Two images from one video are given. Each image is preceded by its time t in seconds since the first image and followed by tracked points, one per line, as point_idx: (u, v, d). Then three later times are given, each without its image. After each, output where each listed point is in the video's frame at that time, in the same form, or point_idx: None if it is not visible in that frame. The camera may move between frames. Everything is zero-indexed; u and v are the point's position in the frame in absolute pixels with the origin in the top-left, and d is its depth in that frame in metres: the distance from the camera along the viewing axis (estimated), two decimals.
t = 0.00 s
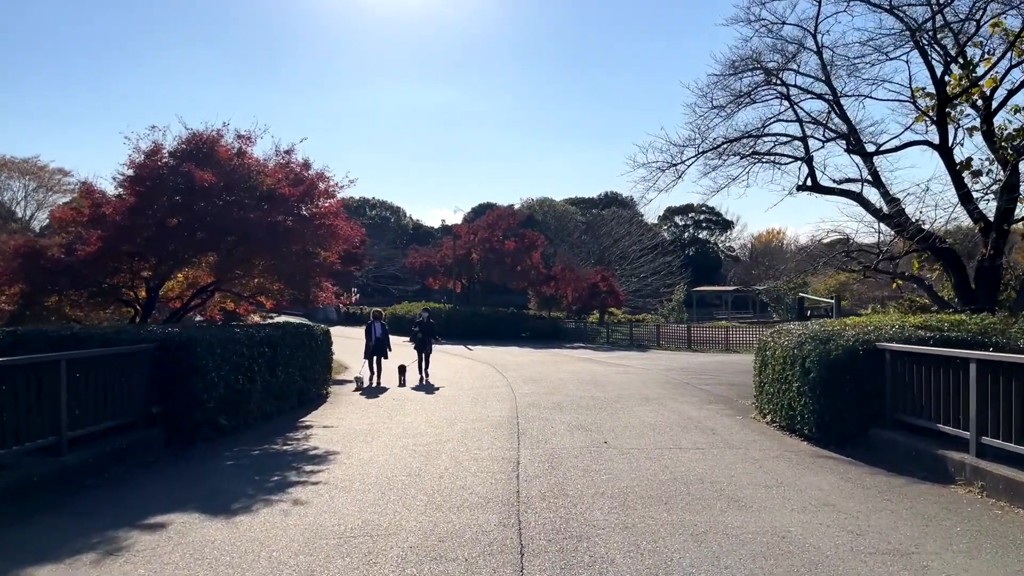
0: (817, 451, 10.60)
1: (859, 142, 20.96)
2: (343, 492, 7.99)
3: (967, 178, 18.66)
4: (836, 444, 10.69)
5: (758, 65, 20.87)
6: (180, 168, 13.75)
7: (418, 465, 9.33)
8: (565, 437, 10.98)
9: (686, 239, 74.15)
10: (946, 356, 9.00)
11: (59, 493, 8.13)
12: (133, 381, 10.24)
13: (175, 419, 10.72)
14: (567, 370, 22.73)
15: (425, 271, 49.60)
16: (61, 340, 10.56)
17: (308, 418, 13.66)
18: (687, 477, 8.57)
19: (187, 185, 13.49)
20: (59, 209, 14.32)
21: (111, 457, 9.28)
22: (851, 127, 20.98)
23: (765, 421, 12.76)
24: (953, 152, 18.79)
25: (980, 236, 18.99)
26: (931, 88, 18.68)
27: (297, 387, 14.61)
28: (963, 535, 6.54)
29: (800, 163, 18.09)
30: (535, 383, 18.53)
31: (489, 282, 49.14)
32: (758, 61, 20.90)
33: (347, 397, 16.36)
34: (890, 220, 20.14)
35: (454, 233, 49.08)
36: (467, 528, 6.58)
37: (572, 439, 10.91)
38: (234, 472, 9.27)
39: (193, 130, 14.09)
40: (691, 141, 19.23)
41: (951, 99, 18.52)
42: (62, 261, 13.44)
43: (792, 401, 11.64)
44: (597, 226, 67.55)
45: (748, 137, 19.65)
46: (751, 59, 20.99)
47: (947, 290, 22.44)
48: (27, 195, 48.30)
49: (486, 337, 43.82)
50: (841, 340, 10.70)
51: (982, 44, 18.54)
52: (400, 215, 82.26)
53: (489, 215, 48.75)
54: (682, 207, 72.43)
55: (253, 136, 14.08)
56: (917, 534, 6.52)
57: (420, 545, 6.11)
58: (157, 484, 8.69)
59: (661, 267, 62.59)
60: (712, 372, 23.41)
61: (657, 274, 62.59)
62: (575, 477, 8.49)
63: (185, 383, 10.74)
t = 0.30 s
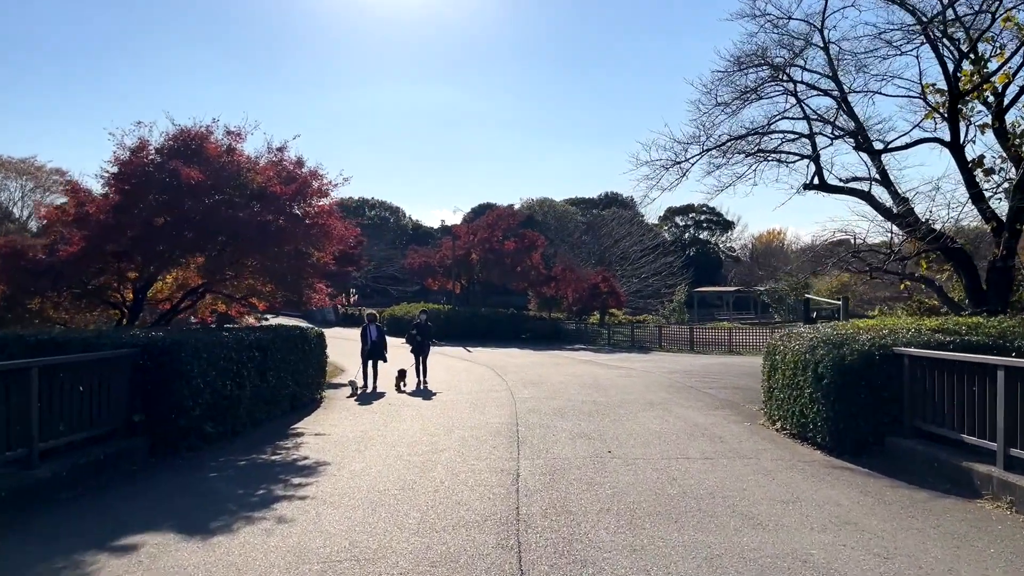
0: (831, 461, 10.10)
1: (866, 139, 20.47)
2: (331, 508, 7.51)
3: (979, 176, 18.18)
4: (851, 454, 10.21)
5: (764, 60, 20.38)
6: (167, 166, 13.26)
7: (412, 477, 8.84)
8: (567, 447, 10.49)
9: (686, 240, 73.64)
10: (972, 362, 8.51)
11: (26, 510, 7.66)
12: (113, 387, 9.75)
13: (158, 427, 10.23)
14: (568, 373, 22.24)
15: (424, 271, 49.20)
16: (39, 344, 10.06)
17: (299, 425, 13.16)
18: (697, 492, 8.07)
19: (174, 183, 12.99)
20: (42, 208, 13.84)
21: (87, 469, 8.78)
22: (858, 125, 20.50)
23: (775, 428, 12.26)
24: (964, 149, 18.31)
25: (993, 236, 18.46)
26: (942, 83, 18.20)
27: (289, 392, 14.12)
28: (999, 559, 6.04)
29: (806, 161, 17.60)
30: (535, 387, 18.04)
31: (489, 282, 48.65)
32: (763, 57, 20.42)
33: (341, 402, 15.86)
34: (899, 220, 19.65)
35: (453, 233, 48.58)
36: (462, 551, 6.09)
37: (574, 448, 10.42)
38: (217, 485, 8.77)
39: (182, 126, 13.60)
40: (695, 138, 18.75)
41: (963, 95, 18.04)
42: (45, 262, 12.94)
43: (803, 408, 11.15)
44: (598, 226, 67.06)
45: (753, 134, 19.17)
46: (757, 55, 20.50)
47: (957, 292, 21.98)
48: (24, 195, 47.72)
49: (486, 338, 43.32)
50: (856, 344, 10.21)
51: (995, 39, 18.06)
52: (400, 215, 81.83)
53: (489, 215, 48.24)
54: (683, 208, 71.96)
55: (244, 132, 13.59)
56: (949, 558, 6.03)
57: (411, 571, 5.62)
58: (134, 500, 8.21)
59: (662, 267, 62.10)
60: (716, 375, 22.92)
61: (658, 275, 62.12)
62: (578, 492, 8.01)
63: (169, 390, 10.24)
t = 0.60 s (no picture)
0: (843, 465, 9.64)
1: (872, 134, 20.00)
2: (313, 517, 7.04)
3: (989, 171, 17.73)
4: (864, 458, 9.77)
5: (768, 53, 19.93)
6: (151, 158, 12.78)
7: (402, 483, 8.37)
8: (565, 450, 10.03)
9: (686, 239, 73.16)
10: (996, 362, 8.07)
11: None
12: (88, 388, 9.27)
13: (136, 430, 9.77)
14: (567, 373, 21.77)
15: (422, 270, 48.76)
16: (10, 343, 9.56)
17: (288, 426, 12.70)
18: (704, 500, 7.61)
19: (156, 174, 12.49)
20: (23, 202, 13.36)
21: (56, 475, 8.30)
22: (864, 119, 20.06)
23: (783, 430, 11.80)
24: (974, 143, 17.87)
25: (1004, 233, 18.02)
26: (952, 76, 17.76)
27: (278, 392, 13.66)
28: None
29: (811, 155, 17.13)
30: (533, 387, 17.57)
31: (488, 282, 48.17)
32: (767, 50, 19.94)
33: (333, 403, 15.39)
34: (906, 216, 19.20)
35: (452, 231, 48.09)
36: (452, 566, 5.63)
37: (573, 452, 9.95)
38: (195, 491, 8.29)
39: (166, 117, 13.13)
40: (698, 133, 18.29)
41: (972, 88, 17.61)
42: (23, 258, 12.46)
43: (812, 409, 10.70)
44: (598, 225, 66.56)
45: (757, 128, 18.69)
46: (760, 47, 20.04)
47: (966, 291, 21.55)
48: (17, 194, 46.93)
49: (484, 338, 42.84)
50: (868, 343, 9.77)
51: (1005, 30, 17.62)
52: (399, 215, 81.27)
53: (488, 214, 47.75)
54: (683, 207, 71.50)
55: (230, 123, 13.13)
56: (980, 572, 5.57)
57: None
58: (106, 509, 7.74)
59: (663, 267, 61.68)
60: (717, 375, 22.46)
61: (658, 274, 61.66)
62: (577, 499, 7.55)
63: (147, 391, 9.78)
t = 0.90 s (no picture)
0: (859, 476, 9.14)
1: (880, 130, 19.50)
2: (295, 536, 6.54)
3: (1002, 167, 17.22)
4: (881, 468, 9.28)
5: (774, 47, 19.40)
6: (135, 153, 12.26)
7: (392, 496, 7.87)
8: (566, 459, 9.52)
9: (687, 239, 72.63)
10: None
11: None
12: (62, 395, 8.75)
13: (114, 438, 9.26)
14: (567, 375, 21.24)
15: (421, 270, 48.29)
16: None
17: (277, 432, 12.19)
18: (715, 516, 7.11)
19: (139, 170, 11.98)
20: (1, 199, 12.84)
21: (18, 488, 7.79)
22: (871, 116, 19.57)
23: (793, 437, 11.30)
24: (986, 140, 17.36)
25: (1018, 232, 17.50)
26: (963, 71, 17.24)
27: (267, 396, 13.16)
28: None
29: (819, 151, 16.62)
30: (533, 390, 17.05)
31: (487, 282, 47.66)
32: (772, 44, 19.42)
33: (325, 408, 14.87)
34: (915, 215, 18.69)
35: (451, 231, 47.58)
36: None
37: (574, 461, 9.44)
38: (172, 505, 7.78)
39: (149, 110, 12.60)
40: (703, 129, 17.75)
41: (985, 83, 17.09)
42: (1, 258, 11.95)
43: (825, 416, 10.22)
44: (598, 225, 66.03)
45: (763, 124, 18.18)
46: (766, 41, 19.53)
47: (976, 293, 21.04)
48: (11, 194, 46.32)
49: (483, 338, 42.32)
50: (885, 348, 9.28)
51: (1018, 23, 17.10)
52: (398, 215, 80.76)
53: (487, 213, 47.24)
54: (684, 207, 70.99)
55: (217, 117, 12.61)
56: None
57: None
58: (74, 525, 7.23)
59: (664, 267, 61.21)
60: (721, 378, 21.94)
61: (659, 275, 61.15)
62: (578, 516, 7.05)
63: (125, 398, 9.25)
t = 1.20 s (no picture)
0: (880, 486, 8.68)
1: (889, 126, 19.04)
2: (279, 555, 6.07)
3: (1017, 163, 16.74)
4: (902, 476, 8.83)
5: (781, 41, 18.93)
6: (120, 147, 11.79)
7: (385, 509, 7.38)
8: (569, 468, 9.04)
9: (689, 239, 72.13)
10: None
11: None
12: (36, 400, 8.28)
13: (92, 445, 8.80)
14: (569, 377, 20.75)
15: (420, 270, 47.86)
16: None
17: (268, 438, 11.72)
18: (731, 532, 6.63)
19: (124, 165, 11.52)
20: None
21: None
22: (881, 111, 19.08)
23: (806, 442, 10.82)
24: (1001, 135, 16.88)
25: None
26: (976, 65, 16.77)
27: (259, 399, 12.69)
28: None
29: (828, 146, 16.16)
30: (534, 393, 16.56)
31: (487, 282, 47.18)
32: (779, 37, 18.95)
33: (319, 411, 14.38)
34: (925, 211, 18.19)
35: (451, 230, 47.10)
36: None
37: (578, 470, 8.95)
38: (150, 519, 7.30)
39: (135, 103, 12.13)
40: (708, 124, 17.27)
41: (999, 76, 16.60)
42: None
43: (841, 422, 9.74)
44: (598, 224, 65.55)
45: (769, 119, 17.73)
46: (772, 34, 19.05)
47: (988, 293, 20.58)
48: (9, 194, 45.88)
49: (484, 339, 41.84)
50: (906, 351, 8.82)
51: None
52: (398, 215, 80.31)
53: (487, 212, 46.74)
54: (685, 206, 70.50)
55: (206, 109, 12.14)
56: None
57: None
58: (43, 540, 6.76)
59: (665, 266, 60.74)
60: (727, 379, 21.46)
61: (660, 275, 60.71)
62: (584, 532, 6.57)
63: (104, 403, 8.77)
